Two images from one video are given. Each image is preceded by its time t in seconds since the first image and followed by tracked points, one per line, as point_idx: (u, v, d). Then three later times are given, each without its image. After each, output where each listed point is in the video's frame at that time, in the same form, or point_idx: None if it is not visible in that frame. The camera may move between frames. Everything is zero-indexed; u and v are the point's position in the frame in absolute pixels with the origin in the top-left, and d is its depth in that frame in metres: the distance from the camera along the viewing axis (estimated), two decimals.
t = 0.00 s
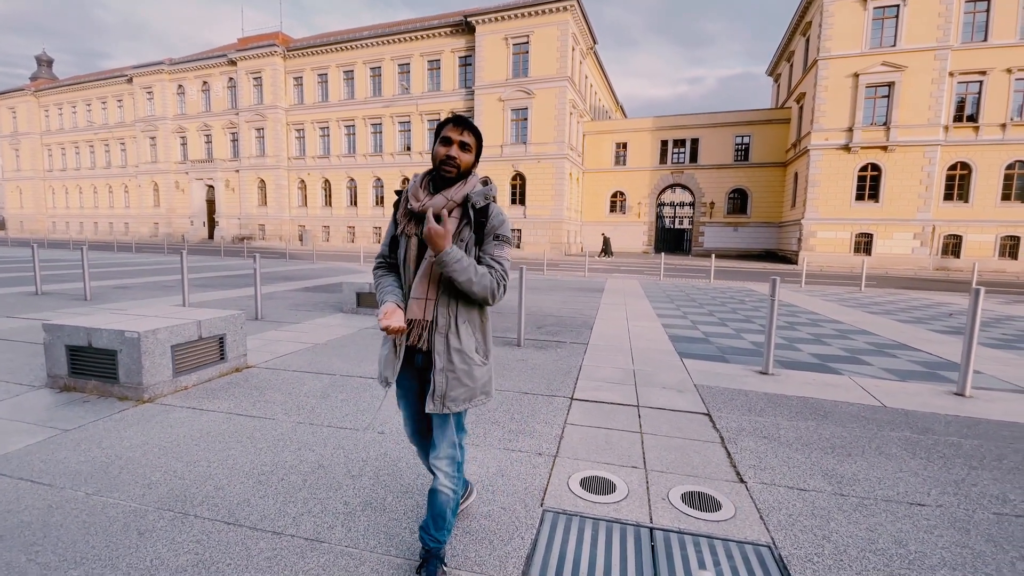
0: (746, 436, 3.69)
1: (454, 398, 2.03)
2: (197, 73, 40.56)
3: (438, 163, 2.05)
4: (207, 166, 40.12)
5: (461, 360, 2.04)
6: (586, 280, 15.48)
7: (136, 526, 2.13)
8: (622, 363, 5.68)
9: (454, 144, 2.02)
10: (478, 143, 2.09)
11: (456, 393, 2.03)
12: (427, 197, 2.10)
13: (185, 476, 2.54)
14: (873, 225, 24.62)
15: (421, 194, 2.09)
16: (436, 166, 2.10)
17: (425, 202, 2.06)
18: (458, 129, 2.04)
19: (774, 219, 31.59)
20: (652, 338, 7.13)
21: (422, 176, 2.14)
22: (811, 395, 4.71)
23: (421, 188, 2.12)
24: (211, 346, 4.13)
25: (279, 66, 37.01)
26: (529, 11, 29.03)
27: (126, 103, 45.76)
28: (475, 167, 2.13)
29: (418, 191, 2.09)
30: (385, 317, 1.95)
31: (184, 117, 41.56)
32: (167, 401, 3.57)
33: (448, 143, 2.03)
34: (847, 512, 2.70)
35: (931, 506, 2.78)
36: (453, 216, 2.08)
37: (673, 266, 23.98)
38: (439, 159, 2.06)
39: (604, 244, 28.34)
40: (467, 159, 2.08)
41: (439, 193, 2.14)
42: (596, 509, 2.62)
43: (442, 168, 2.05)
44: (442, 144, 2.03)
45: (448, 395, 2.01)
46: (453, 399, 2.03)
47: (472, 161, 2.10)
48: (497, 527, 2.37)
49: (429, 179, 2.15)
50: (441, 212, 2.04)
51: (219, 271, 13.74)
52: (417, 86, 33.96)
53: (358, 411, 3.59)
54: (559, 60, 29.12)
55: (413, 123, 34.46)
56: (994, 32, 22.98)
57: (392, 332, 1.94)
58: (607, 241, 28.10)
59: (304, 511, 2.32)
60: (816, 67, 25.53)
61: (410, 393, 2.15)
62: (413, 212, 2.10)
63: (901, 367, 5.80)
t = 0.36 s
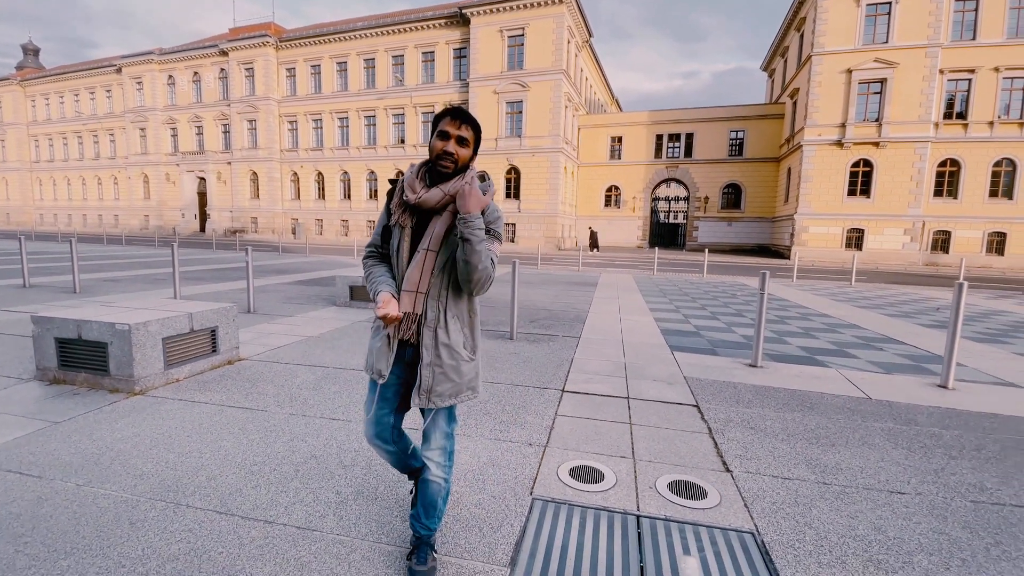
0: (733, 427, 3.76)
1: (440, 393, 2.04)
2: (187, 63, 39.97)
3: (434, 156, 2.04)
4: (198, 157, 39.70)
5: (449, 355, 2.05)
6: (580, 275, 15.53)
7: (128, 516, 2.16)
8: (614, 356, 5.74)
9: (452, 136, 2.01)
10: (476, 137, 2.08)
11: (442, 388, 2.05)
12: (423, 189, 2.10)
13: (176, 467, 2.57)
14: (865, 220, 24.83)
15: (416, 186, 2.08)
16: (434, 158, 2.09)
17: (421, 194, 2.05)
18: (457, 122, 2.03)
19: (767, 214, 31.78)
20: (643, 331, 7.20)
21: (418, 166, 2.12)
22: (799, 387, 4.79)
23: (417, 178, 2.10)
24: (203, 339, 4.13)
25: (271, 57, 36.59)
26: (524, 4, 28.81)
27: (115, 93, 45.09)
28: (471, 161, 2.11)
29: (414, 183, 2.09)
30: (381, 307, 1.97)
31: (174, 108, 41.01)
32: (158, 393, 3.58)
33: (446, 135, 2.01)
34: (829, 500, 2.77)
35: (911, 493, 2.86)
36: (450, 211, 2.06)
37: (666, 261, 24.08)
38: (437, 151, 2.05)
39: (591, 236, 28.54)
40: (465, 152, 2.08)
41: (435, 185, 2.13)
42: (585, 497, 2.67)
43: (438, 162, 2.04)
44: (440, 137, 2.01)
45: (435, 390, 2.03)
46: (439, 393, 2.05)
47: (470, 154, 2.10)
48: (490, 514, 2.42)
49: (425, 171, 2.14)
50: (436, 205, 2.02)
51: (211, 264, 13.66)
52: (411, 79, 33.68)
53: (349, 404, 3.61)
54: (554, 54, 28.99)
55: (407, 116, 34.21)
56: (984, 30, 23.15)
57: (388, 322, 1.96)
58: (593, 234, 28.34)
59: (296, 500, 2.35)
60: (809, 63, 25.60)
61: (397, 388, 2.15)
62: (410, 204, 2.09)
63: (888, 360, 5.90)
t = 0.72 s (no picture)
0: (711, 417, 3.88)
1: (442, 379, 2.08)
2: (166, 49, 38.83)
3: (431, 151, 2.08)
4: (179, 147, 38.71)
5: (450, 342, 2.10)
6: (566, 269, 15.62)
7: (113, 507, 2.16)
8: (598, 349, 5.83)
9: (452, 134, 2.06)
10: (472, 133, 2.15)
11: (444, 374, 2.09)
12: (421, 182, 2.13)
13: (161, 460, 2.56)
14: (845, 217, 25.37)
15: (414, 179, 2.11)
16: (431, 153, 2.13)
17: (421, 187, 2.09)
18: (456, 119, 2.09)
19: (751, 211, 32.26)
20: (627, 325, 7.31)
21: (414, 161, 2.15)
22: (776, 379, 4.93)
23: (413, 171, 2.13)
24: (186, 331, 4.09)
25: (254, 44, 35.77)
26: None
27: (91, 79, 43.65)
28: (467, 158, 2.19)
29: (411, 176, 2.10)
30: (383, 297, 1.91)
31: (153, 95, 39.85)
32: (141, 385, 3.54)
33: (446, 131, 2.06)
34: (802, 488, 2.88)
35: (880, 481, 2.99)
36: (448, 206, 2.17)
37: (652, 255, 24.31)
38: (434, 145, 2.09)
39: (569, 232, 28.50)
40: (463, 148, 2.14)
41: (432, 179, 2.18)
42: (568, 486, 2.74)
43: (435, 157, 2.09)
44: (439, 132, 2.05)
45: (439, 377, 2.07)
46: (441, 380, 2.08)
47: (466, 151, 2.17)
48: (475, 501, 2.48)
49: (421, 166, 2.18)
50: (438, 198, 2.10)
51: (192, 256, 13.40)
52: (398, 69, 33.21)
53: (334, 396, 3.62)
54: (542, 47, 28.86)
55: (393, 107, 33.77)
56: (962, 32, 23.72)
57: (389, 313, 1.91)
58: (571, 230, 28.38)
59: (282, 491, 2.37)
60: (794, 61, 25.96)
61: (396, 377, 2.16)
62: (407, 195, 2.12)
63: (862, 353, 6.10)
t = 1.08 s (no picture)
0: (683, 412, 4.03)
1: (456, 362, 2.30)
2: (130, 34, 37.22)
3: (407, 170, 2.16)
4: (143, 136, 37.17)
5: (459, 332, 2.29)
6: (543, 267, 15.76)
7: (85, 505, 2.10)
8: (575, 346, 5.94)
9: (422, 148, 2.11)
10: (440, 141, 2.16)
11: (458, 358, 2.30)
12: (407, 198, 2.22)
13: (134, 457, 2.50)
14: (810, 220, 26.41)
15: (401, 197, 2.20)
16: (408, 168, 2.19)
17: (408, 205, 2.19)
18: (421, 131, 2.12)
19: (721, 212, 33.21)
20: (603, 322, 7.47)
21: (394, 178, 2.23)
22: (744, 375, 5.14)
23: (398, 189, 2.22)
24: (156, 327, 3.97)
25: (224, 32, 34.56)
26: None
27: (49, 62, 41.54)
28: (440, 166, 2.22)
29: (397, 195, 2.20)
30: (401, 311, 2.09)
31: (116, 81, 38.12)
32: (110, 382, 3.43)
33: (415, 147, 2.11)
34: (767, 477, 3.04)
35: (839, 471, 3.18)
36: (434, 214, 2.25)
37: (626, 254, 24.77)
38: (410, 162, 2.17)
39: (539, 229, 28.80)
40: (435, 158, 2.18)
41: (414, 191, 2.25)
42: (545, 478, 2.82)
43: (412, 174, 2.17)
44: (409, 150, 2.12)
45: (454, 362, 2.29)
46: (455, 363, 2.30)
47: (439, 160, 2.21)
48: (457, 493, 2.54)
49: (401, 180, 2.25)
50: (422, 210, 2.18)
51: (158, 249, 12.92)
52: (374, 62, 32.63)
53: (312, 392, 3.59)
54: (521, 45, 28.87)
55: (369, 101, 33.18)
56: (924, 42, 24.89)
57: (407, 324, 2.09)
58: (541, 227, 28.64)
59: (261, 487, 2.36)
60: (764, 67, 26.82)
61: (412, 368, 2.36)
62: (398, 213, 2.23)
63: (825, 351, 6.41)
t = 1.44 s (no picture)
0: (656, 411, 4.16)
1: (455, 349, 2.36)
2: (96, 25, 35.87)
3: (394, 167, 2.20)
4: (107, 130, 35.75)
5: (454, 320, 2.36)
6: (521, 270, 15.87)
7: (56, 510, 2.05)
8: (552, 347, 6.03)
9: (407, 148, 2.16)
10: (424, 141, 2.22)
11: (456, 345, 2.37)
12: (394, 195, 2.25)
13: (106, 461, 2.45)
14: (778, 226, 27.35)
15: (387, 194, 2.23)
16: (393, 168, 2.23)
17: (395, 201, 2.22)
18: (406, 132, 2.16)
19: (694, 217, 34.05)
20: (579, 324, 7.61)
21: (380, 177, 2.26)
22: (714, 376, 5.33)
23: (384, 186, 2.24)
24: (126, 328, 3.86)
25: (195, 26, 33.51)
26: None
27: (8, 53, 39.69)
28: (425, 165, 2.28)
29: (384, 192, 2.23)
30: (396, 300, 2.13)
31: (80, 74, 36.63)
32: (78, 385, 3.33)
33: (400, 148, 2.16)
34: (735, 474, 3.18)
35: (802, 466, 3.34)
36: (422, 209, 2.30)
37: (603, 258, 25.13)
38: (395, 161, 2.22)
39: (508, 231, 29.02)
40: (419, 157, 2.23)
41: (401, 189, 2.29)
42: (524, 477, 2.88)
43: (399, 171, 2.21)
44: (395, 149, 2.16)
45: (452, 350, 2.35)
46: (453, 350, 2.36)
47: (423, 159, 2.26)
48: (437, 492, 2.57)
49: (387, 179, 2.28)
50: (410, 207, 2.22)
51: (123, 248, 12.45)
52: (351, 61, 32.15)
53: (289, 395, 3.56)
54: (499, 48, 28.98)
55: (346, 99, 32.67)
56: (886, 56, 26.23)
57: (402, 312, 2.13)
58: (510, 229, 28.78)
59: (239, 490, 2.34)
60: (736, 76, 27.69)
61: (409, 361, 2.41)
62: (385, 210, 2.26)
63: (791, 352, 6.69)
